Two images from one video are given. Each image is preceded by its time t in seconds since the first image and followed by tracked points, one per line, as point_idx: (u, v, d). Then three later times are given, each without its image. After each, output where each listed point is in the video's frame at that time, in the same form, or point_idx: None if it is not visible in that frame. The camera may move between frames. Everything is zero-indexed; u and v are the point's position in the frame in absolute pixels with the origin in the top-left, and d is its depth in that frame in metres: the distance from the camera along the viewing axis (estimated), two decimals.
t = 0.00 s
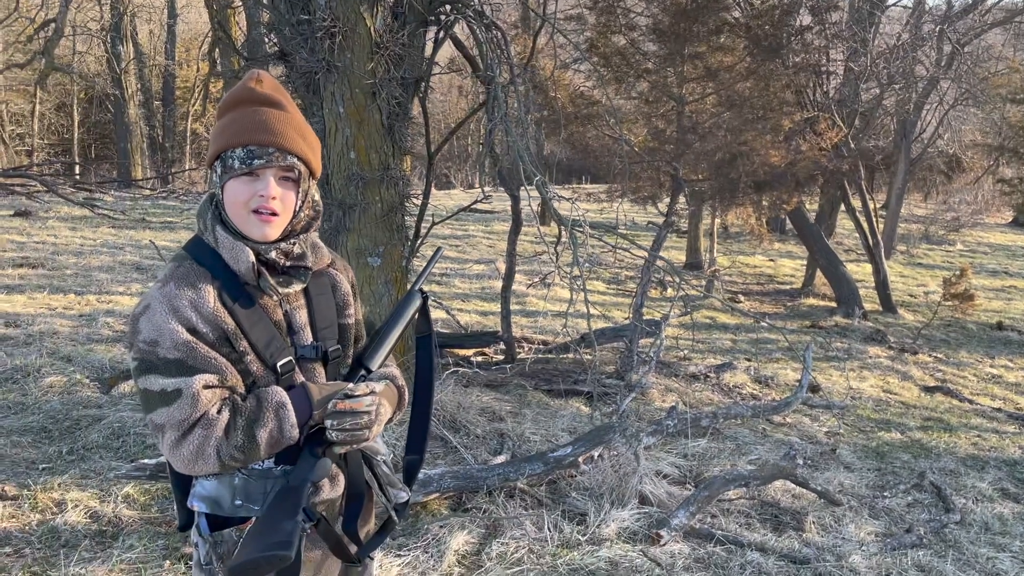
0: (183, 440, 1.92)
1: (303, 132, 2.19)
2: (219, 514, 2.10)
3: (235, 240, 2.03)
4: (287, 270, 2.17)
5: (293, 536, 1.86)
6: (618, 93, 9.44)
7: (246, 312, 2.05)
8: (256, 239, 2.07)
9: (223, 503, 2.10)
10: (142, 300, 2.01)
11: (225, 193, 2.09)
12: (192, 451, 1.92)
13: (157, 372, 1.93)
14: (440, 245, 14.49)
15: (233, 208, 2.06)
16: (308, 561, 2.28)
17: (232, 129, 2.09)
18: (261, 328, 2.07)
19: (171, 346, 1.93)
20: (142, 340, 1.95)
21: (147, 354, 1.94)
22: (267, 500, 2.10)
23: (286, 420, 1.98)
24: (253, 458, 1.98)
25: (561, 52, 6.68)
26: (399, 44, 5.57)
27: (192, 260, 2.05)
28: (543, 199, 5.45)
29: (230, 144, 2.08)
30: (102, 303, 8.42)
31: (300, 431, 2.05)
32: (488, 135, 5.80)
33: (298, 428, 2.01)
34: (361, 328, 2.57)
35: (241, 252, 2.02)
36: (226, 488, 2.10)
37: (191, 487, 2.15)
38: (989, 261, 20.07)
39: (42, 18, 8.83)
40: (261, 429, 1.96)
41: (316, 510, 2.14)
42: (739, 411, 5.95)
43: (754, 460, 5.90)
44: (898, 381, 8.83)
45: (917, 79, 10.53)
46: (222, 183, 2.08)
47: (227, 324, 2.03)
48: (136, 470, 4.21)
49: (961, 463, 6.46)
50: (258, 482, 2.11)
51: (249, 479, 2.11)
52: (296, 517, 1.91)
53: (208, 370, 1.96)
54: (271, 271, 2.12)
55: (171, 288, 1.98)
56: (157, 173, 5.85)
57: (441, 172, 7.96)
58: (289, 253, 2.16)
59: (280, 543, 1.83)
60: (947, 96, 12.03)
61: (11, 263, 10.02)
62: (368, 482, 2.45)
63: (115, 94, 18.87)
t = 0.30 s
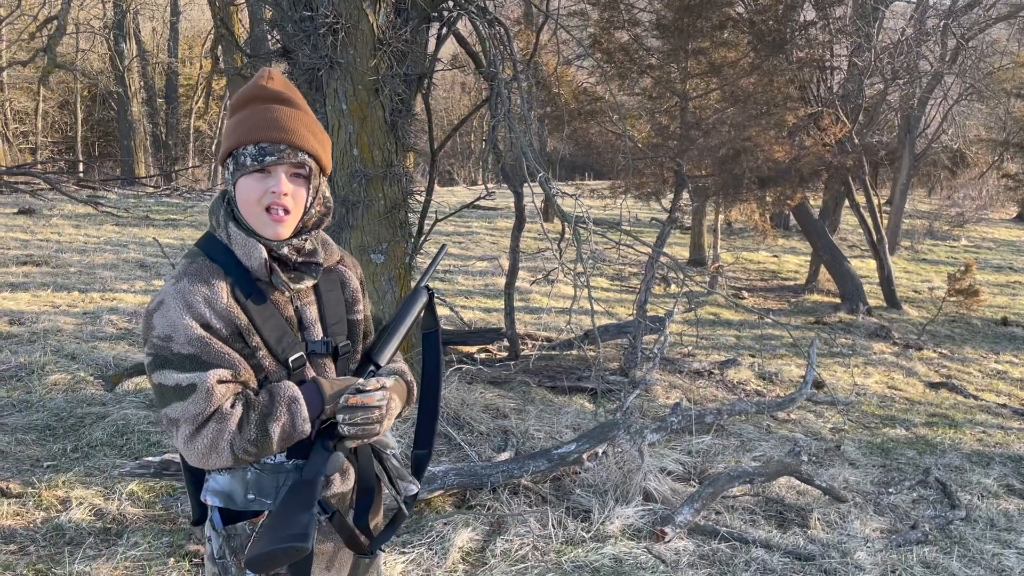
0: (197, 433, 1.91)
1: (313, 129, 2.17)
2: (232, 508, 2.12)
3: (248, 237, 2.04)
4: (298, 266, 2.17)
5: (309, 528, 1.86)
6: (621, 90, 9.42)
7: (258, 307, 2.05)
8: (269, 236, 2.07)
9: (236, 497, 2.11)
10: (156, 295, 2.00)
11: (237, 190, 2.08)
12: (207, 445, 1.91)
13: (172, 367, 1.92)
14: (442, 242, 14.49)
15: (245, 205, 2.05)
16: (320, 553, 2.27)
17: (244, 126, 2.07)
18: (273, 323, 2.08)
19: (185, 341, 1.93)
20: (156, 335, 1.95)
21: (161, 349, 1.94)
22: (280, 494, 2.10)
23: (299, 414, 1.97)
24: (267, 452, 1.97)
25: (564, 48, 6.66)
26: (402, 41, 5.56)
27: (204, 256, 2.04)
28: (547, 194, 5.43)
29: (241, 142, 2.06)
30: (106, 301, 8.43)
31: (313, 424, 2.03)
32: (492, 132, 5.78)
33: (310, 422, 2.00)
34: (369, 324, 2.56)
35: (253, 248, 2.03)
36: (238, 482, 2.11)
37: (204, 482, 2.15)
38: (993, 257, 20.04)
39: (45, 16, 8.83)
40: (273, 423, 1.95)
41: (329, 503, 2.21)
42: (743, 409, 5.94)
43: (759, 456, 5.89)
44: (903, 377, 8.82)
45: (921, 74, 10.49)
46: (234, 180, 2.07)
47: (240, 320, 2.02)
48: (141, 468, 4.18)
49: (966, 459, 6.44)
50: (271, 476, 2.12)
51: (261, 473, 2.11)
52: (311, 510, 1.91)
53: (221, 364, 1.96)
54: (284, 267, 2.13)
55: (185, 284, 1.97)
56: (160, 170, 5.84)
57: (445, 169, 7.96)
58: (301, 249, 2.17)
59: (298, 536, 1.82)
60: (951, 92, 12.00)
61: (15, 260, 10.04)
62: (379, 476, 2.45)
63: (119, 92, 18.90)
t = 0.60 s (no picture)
0: (207, 426, 1.93)
1: (327, 126, 2.17)
2: (239, 498, 2.12)
3: (263, 234, 2.03)
4: (312, 262, 2.15)
5: (312, 526, 1.86)
6: (623, 85, 9.39)
7: (272, 304, 2.05)
8: (284, 230, 2.06)
9: (244, 487, 2.11)
10: (172, 289, 2.02)
11: (252, 186, 2.08)
12: (216, 438, 1.93)
13: (185, 360, 1.94)
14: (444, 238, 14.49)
15: (260, 201, 2.05)
16: (328, 543, 2.26)
17: (258, 123, 2.07)
18: (286, 320, 2.07)
19: (198, 336, 1.94)
20: (171, 329, 1.97)
21: (175, 343, 1.95)
22: (286, 487, 2.10)
23: (307, 411, 1.98)
24: (275, 447, 1.98)
25: (566, 44, 6.64)
26: (404, 37, 5.55)
27: (219, 252, 2.05)
28: (549, 190, 5.43)
29: (255, 139, 2.06)
30: (109, 298, 8.44)
31: (321, 421, 2.04)
32: (494, 128, 5.76)
33: (318, 418, 2.01)
34: (380, 322, 2.55)
35: (268, 246, 2.03)
36: (247, 473, 2.11)
37: (214, 471, 2.16)
38: (997, 251, 19.99)
39: (46, 14, 8.84)
40: (282, 419, 1.96)
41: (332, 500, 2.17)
42: (746, 404, 5.93)
43: (762, 452, 5.88)
44: (907, 372, 8.81)
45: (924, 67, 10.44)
46: (249, 177, 2.07)
47: (253, 316, 2.02)
48: (144, 465, 4.19)
49: (970, 453, 6.44)
50: (278, 468, 2.11)
51: (269, 465, 2.11)
52: (315, 507, 1.90)
53: (233, 360, 1.97)
54: (298, 262, 2.12)
55: (200, 279, 1.98)
56: (162, 168, 5.85)
57: (447, 166, 7.96)
58: (315, 244, 2.15)
59: (300, 533, 1.82)
60: (954, 86, 11.96)
61: (19, 259, 10.05)
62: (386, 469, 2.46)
63: (121, 90, 18.93)
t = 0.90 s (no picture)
0: (212, 414, 1.92)
1: (339, 123, 2.17)
2: (241, 489, 2.10)
3: (273, 226, 2.05)
4: (320, 256, 2.16)
5: (310, 514, 1.86)
6: (623, 81, 9.37)
7: (279, 296, 2.05)
8: (295, 223, 2.07)
9: (246, 478, 2.10)
10: (181, 276, 2.02)
11: (262, 180, 2.08)
12: (220, 426, 1.92)
13: (192, 347, 1.95)
14: (445, 235, 14.50)
15: (272, 195, 2.06)
16: (329, 535, 2.26)
17: (270, 119, 2.08)
18: (293, 311, 2.08)
19: (206, 323, 1.95)
20: (179, 316, 1.97)
21: (183, 330, 1.96)
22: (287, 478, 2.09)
23: (311, 402, 1.99)
24: (277, 437, 1.98)
25: (567, 39, 6.63)
26: (403, 33, 5.55)
27: (229, 242, 2.06)
28: (550, 186, 5.42)
29: (267, 133, 2.06)
30: (111, 296, 8.45)
31: (322, 413, 2.05)
32: (494, 123, 5.75)
33: (321, 410, 2.02)
34: (385, 319, 2.55)
35: (277, 237, 2.04)
36: (249, 464, 2.10)
37: (217, 461, 2.16)
38: (1000, 246, 19.94)
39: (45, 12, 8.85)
40: (285, 409, 1.96)
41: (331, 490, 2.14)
42: (748, 400, 5.93)
43: (764, 447, 5.88)
44: (909, 367, 8.80)
45: (926, 61, 10.40)
46: (260, 171, 2.07)
47: (261, 306, 2.03)
48: (145, 462, 4.20)
49: (972, 448, 6.42)
50: (280, 459, 2.11)
51: (272, 456, 2.11)
52: (314, 497, 1.92)
53: (239, 348, 1.97)
54: (306, 255, 2.13)
55: (209, 268, 1.99)
56: (162, 165, 5.85)
57: (447, 162, 7.96)
58: (324, 238, 2.16)
59: (297, 521, 1.82)
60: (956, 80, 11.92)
61: (20, 257, 10.06)
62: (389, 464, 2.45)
63: (122, 88, 18.94)
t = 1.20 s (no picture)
0: (221, 410, 1.89)
1: (342, 122, 2.18)
2: (249, 485, 2.11)
3: (278, 223, 2.04)
4: (323, 253, 2.17)
5: (326, 505, 1.90)
6: (622, 78, 9.36)
7: (285, 292, 2.05)
8: (300, 221, 2.07)
9: (253, 475, 2.10)
10: (186, 274, 2.01)
11: (266, 179, 2.08)
12: (230, 422, 1.89)
13: (200, 344, 1.93)
14: (444, 233, 14.50)
15: (277, 193, 2.06)
16: (336, 530, 2.24)
17: (274, 118, 2.07)
18: (298, 308, 2.08)
19: (213, 320, 1.94)
20: (185, 314, 1.95)
21: (189, 327, 1.94)
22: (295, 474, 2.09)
23: (319, 397, 1.98)
24: (287, 432, 1.96)
25: (565, 36, 6.62)
26: (400, 31, 5.53)
27: (233, 239, 2.05)
28: (548, 184, 5.41)
29: (272, 133, 2.06)
30: (110, 295, 8.46)
31: (330, 408, 2.03)
32: (492, 121, 5.75)
33: (329, 404, 2.00)
34: (385, 315, 2.56)
35: (283, 234, 2.04)
36: (256, 461, 2.10)
37: (223, 458, 2.16)
38: (1000, 242, 19.94)
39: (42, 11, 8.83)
40: (294, 403, 1.95)
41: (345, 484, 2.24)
42: (747, 396, 5.93)
43: (763, 444, 5.89)
44: (908, 363, 8.81)
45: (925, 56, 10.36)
46: (264, 170, 2.07)
47: (267, 303, 2.03)
48: (144, 461, 4.20)
49: (971, 444, 6.43)
50: (288, 455, 2.10)
51: (279, 452, 2.10)
52: (330, 488, 1.95)
53: (247, 345, 1.96)
54: (310, 252, 2.13)
55: (215, 265, 1.98)
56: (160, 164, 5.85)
57: (446, 160, 7.96)
58: (327, 235, 2.17)
59: (316, 512, 1.87)
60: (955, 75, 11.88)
61: (19, 256, 10.08)
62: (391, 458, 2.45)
63: (120, 87, 18.93)
